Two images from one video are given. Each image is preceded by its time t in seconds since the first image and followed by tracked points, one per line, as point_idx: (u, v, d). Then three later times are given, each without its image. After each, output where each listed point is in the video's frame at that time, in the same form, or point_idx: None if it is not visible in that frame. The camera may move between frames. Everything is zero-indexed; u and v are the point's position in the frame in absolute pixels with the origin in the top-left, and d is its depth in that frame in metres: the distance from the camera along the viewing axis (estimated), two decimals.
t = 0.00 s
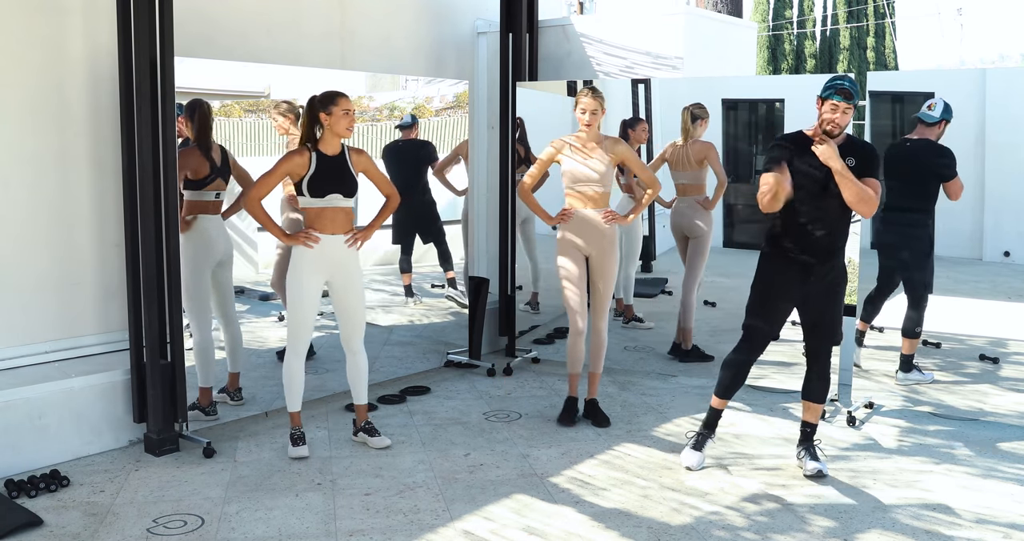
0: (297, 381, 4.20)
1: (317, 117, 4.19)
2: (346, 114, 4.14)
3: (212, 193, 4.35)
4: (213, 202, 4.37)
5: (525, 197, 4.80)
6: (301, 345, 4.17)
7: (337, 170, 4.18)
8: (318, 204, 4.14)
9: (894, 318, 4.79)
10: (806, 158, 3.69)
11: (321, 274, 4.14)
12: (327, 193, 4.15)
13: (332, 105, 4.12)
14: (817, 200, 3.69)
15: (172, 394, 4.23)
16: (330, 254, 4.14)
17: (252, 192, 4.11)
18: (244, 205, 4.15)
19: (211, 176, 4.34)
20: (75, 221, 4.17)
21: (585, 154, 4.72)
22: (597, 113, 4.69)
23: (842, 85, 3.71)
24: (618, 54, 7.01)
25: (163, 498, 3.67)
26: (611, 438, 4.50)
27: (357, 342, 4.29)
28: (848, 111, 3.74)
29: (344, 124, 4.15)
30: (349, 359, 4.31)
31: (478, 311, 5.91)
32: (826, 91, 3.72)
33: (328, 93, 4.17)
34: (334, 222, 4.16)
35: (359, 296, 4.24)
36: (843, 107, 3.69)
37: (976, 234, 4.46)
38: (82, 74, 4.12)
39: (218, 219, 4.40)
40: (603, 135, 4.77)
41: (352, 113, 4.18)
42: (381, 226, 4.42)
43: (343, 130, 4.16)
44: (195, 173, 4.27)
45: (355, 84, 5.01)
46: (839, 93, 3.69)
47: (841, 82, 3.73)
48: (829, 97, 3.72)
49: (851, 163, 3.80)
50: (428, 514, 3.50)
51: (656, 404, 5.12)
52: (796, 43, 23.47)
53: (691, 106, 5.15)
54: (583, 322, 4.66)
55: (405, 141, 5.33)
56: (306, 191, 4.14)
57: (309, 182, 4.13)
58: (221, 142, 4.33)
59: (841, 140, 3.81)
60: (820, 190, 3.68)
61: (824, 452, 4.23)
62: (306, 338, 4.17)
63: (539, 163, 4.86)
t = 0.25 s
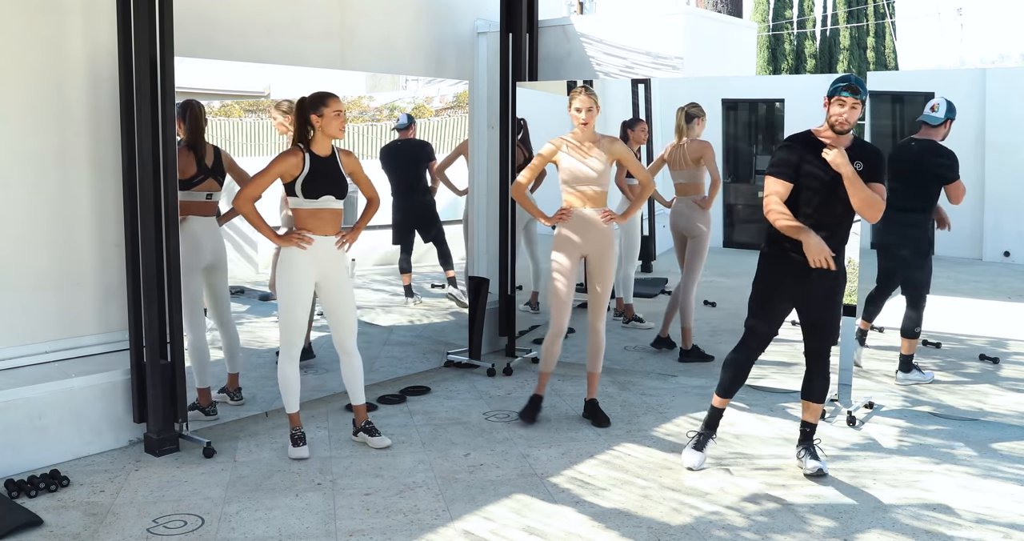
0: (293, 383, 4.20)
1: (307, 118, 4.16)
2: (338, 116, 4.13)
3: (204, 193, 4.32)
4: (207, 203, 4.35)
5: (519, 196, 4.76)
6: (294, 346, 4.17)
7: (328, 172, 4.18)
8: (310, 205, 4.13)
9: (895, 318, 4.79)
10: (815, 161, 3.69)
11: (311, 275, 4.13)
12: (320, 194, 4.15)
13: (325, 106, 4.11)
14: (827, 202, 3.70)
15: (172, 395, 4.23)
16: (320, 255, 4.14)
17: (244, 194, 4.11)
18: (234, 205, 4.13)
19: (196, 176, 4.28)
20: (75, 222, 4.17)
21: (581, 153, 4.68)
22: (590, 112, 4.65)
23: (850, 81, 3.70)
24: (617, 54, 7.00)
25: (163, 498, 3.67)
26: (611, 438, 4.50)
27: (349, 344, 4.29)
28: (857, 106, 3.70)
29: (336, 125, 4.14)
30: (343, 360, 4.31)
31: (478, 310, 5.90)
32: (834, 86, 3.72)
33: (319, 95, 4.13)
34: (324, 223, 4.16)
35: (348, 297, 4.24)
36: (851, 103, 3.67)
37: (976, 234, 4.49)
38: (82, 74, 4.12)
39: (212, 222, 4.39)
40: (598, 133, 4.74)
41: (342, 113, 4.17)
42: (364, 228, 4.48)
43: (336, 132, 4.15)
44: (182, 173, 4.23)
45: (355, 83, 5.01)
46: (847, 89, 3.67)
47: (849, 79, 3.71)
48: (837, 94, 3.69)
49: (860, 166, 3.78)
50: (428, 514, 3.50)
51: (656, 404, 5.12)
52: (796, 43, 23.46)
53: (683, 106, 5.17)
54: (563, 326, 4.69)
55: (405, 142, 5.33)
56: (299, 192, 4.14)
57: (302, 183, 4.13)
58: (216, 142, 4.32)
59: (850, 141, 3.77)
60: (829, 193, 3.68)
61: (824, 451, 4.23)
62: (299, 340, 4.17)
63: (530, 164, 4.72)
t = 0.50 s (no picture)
0: (289, 385, 4.20)
1: (300, 119, 4.16)
2: (331, 116, 4.13)
3: (198, 193, 4.31)
4: (201, 203, 4.35)
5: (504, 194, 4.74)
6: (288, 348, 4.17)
7: (323, 173, 4.17)
8: (304, 206, 4.12)
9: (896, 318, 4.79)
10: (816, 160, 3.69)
11: (303, 277, 4.13)
12: (313, 195, 4.13)
13: (319, 106, 4.11)
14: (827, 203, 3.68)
15: (172, 395, 4.23)
16: (311, 256, 4.14)
17: (239, 191, 4.06)
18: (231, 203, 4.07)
19: (189, 176, 4.25)
20: (75, 223, 4.17)
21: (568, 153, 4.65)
22: (578, 111, 4.58)
23: (851, 81, 3.72)
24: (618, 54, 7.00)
25: (163, 498, 3.67)
26: (611, 438, 4.50)
27: (347, 345, 4.30)
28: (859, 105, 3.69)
29: (330, 126, 4.14)
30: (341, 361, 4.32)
31: (478, 310, 5.89)
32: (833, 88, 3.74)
33: (314, 97, 4.13)
34: (316, 224, 4.15)
35: (340, 298, 4.25)
36: (851, 102, 3.66)
37: (976, 236, 4.49)
38: (82, 75, 4.12)
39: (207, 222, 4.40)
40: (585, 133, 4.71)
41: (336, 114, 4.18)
42: (354, 228, 4.50)
43: (330, 132, 4.15)
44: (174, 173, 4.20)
45: (355, 83, 5.01)
46: (847, 86, 3.68)
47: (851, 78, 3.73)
48: (839, 93, 3.71)
49: (863, 171, 3.74)
50: (428, 514, 3.51)
51: (656, 404, 5.12)
52: (796, 42, 23.46)
53: (677, 106, 5.16)
54: (539, 324, 4.60)
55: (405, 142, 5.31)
56: (293, 192, 4.12)
57: (296, 183, 4.11)
58: (213, 142, 4.30)
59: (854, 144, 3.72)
60: (831, 194, 3.67)
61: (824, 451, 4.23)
62: (294, 342, 4.18)
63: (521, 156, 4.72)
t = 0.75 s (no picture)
0: (286, 386, 4.20)
1: (298, 120, 4.15)
2: (326, 116, 4.12)
3: (196, 193, 4.33)
4: (197, 203, 4.36)
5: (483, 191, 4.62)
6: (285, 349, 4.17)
7: (319, 174, 4.17)
8: (297, 207, 4.12)
9: (897, 318, 4.77)
10: (810, 157, 3.72)
11: (295, 278, 4.12)
12: (307, 196, 4.13)
13: (315, 106, 4.10)
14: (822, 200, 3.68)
15: (172, 395, 4.23)
16: (304, 257, 4.13)
17: (231, 191, 4.06)
18: (222, 201, 4.07)
19: (188, 175, 4.28)
20: (75, 223, 4.17)
21: (542, 154, 4.66)
22: (555, 111, 4.62)
23: (840, 80, 3.76)
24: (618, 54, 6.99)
25: (163, 498, 3.67)
26: (611, 438, 4.50)
27: (344, 346, 4.29)
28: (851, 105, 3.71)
29: (325, 126, 4.13)
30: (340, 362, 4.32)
31: (478, 310, 5.88)
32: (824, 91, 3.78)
33: (313, 97, 4.13)
34: (309, 225, 4.15)
35: (334, 299, 4.23)
36: (840, 102, 3.69)
37: (976, 236, 4.50)
38: (81, 75, 4.12)
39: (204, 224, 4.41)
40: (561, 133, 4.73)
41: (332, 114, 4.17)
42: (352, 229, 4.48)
43: (326, 133, 4.14)
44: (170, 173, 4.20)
45: (355, 83, 4.99)
46: (836, 86, 3.73)
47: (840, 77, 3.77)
48: (828, 94, 3.75)
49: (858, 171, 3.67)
50: (428, 514, 3.50)
51: (656, 404, 5.12)
52: (796, 42, 23.45)
53: (666, 108, 5.18)
54: (521, 321, 4.65)
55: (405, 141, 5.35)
56: (286, 192, 4.12)
57: (290, 184, 4.11)
58: (210, 145, 4.30)
59: (848, 144, 3.70)
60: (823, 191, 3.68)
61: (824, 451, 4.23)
62: (288, 344, 4.19)
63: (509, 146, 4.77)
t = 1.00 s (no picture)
0: (285, 387, 4.19)
1: (296, 121, 4.13)
2: (326, 117, 4.11)
3: (196, 194, 4.34)
4: (198, 203, 4.37)
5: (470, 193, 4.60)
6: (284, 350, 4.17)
7: (316, 175, 4.16)
8: (294, 209, 4.12)
9: (896, 318, 4.79)
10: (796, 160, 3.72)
11: (293, 277, 4.11)
12: (304, 197, 4.12)
13: (313, 109, 4.07)
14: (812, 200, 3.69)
15: (172, 395, 4.23)
16: (300, 258, 4.12)
17: (227, 191, 4.05)
18: (217, 202, 4.08)
19: (188, 175, 4.28)
20: (75, 223, 4.17)
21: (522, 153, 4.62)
22: (534, 112, 4.57)
23: (825, 86, 3.68)
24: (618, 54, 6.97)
25: (162, 498, 3.67)
26: (611, 438, 4.50)
27: (341, 348, 4.26)
28: (836, 113, 3.70)
29: (324, 127, 4.12)
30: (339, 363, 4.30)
31: (478, 310, 5.88)
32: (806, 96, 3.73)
33: (309, 97, 4.11)
34: (306, 225, 4.15)
35: (332, 299, 4.22)
36: (823, 113, 3.68)
37: (976, 235, 4.50)
38: (81, 75, 4.12)
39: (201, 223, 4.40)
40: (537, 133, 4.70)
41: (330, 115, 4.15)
42: (352, 232, 4.39)
43: (325, 134, 4.14)
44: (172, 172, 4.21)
45: (355, 83, 5.01)
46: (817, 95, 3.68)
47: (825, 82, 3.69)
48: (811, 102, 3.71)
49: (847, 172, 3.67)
50: (428, 514, 3.50)
51: (656, 404, 5.12)
52: (796, 42, 23.43)
53: (655, 107, 5.23)
54: (508, 319, 4.65)
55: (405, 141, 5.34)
56: (281, 193, 4.11)
57: (286, 184, 4.09)
58: (207, 146, 4.29)
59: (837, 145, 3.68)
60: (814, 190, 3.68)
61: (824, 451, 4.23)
62: (287, 344, 4.18)
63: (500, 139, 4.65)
